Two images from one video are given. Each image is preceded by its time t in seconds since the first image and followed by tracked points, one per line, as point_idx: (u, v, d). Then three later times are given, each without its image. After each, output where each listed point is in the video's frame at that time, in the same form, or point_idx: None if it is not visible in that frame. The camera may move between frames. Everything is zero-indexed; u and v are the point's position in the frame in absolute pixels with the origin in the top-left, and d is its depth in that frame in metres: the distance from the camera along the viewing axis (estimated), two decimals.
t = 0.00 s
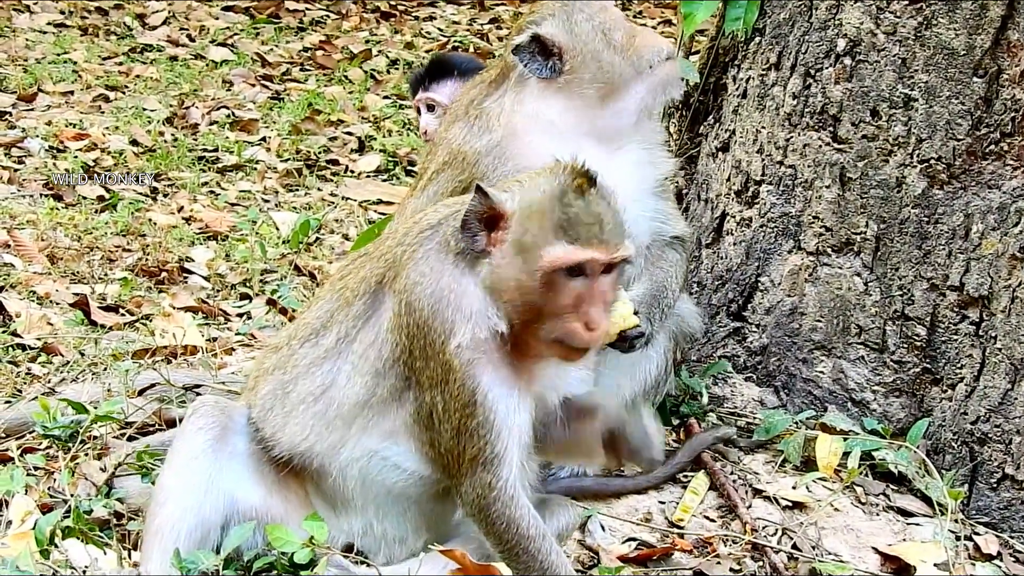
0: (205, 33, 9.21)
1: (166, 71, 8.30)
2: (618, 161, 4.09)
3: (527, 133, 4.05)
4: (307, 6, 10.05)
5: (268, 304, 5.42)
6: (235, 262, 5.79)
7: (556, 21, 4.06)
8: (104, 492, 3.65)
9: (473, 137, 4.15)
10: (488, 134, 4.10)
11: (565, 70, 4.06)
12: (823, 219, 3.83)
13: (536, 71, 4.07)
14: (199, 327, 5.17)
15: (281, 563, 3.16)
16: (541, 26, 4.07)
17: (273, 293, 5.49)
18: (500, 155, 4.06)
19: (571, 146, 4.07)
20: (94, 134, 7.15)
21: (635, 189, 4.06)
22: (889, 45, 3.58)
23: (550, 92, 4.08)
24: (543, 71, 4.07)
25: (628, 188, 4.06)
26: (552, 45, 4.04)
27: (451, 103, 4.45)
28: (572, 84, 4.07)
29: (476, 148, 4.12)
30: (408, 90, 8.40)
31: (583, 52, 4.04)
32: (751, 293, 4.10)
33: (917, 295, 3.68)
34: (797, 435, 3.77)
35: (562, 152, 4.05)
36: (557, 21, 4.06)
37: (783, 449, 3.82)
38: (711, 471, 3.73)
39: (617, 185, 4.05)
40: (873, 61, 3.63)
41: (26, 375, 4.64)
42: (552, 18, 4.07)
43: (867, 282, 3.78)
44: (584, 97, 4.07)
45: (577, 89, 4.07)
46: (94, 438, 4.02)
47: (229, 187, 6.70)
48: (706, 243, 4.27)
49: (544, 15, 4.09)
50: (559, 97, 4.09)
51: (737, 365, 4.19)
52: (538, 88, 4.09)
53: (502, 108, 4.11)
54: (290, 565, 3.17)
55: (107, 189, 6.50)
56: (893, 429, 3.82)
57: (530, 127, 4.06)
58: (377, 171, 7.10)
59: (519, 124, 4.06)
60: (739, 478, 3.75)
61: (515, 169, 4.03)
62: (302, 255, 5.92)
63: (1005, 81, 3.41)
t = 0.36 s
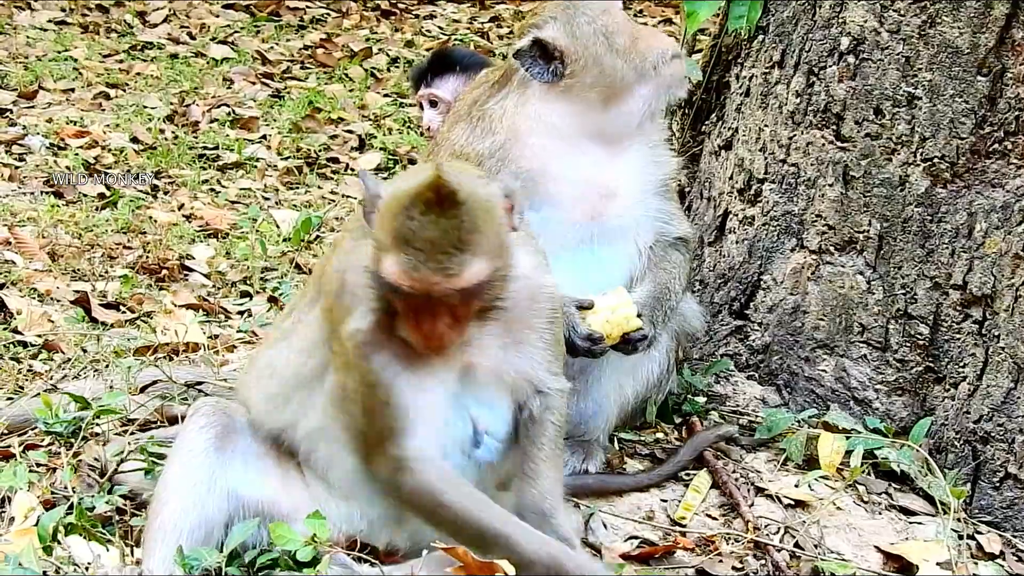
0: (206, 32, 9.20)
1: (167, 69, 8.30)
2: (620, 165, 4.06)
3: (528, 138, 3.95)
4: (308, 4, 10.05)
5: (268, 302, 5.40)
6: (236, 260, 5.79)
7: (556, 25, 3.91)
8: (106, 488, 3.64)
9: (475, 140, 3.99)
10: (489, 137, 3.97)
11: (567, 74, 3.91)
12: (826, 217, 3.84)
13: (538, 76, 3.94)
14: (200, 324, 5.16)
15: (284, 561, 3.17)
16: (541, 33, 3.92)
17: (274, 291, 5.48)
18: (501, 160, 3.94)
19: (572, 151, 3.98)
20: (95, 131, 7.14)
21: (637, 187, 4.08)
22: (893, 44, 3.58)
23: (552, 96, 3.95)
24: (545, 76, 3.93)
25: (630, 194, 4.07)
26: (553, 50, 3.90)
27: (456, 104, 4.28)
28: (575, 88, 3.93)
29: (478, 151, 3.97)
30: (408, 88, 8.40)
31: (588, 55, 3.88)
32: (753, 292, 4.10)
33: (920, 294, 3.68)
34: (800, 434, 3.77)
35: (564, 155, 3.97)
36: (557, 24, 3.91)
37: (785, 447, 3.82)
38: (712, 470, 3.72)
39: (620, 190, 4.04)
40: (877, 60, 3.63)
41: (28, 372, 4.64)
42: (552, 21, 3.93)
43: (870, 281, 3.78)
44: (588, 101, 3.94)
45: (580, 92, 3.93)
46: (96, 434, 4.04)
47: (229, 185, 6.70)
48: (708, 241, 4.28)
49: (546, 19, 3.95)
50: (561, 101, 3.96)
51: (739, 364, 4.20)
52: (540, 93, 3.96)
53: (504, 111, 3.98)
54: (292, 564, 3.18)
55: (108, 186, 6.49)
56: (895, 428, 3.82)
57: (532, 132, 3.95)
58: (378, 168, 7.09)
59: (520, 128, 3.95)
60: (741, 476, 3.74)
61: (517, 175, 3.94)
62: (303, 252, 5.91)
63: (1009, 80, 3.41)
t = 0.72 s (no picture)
0: (211, 28, 9.19)
1: (172, 65, 8.29)
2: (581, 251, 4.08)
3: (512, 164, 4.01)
4: (312, 1, 10.04)
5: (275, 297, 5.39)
6: (241, 255, 5.78)
7: (558, 94, 3.91)
8: (118, 482, 3.64)
9: (468, 139, 4.16)
10: (478, 144, 4.10)
11: (543, 152, 3.92)
12: (837, 212, 3.81)
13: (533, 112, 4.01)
14: (209, 319, 5.15)
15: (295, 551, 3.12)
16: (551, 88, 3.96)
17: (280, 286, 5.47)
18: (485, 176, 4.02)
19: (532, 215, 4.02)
20: (100, 127, 7.13)
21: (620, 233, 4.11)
22: (905, 38, 3.56)
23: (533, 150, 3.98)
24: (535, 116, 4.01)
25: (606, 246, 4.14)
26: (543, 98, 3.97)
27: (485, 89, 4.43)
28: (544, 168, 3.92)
29: (468, 154, 4.11)
30: (413, 85, 8.39)
31: (560, 145, 3.87)
32: (764, 287, 4.08)
33: (932, 290, 3.67)
34: (811, 429, 3.77)
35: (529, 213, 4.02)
36: (558, 92, 3.91)
37: (796, 443, 3.81)
38: (724, 465, 3.71)
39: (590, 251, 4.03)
40: (888, 54, 3.60)
41: (37, 367, 4.63)
42: (562, 91, 3.91)
43: (881, 276, 3.76)
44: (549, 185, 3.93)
45: (545, 179, 3.93)
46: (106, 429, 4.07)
47: (235, 181, 6.69)
48: (719, 236, 4.26)
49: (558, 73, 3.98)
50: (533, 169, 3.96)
51: (749, 359, 4.16)
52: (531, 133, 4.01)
53: (504, 122, 4.12)
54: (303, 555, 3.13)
55: (114, 182, 6.48)
56: (907, 424, 3.80)
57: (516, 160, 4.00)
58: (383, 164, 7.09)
59: (506, 148, 4.04)
60: (752, 472, 3.72)
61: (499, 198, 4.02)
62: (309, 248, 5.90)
63: (1022, 74, 3.40)
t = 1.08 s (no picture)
0: (223, 23, 9.20)
1: (183, 60, 8.29)
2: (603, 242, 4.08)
3: (525, 152, 4.13)
4: None
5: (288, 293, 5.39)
6: (253, 251, 5.78)
7: (576, 85, 3.97)
8: (140, 478, 3.65)
9: (492, 127, 4.30)
10: (498, 132, 4.24)
11: (560, 140, 3.98)
12: (859, 209, 3.79)
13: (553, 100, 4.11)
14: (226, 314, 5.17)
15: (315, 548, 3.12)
16: (571, 79, 4.02)
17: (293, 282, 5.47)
18: (500, 162, 4.15)
19: (550, 204, 4.08)
20: (113, 122, 7.13)
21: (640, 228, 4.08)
22: (927, 35, 3.54)
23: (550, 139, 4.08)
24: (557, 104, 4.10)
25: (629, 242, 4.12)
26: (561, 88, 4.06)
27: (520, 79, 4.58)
28: (561, 157, 3.98)
29: (489, 142, 4.24)
30: (425, 81, 8.37)
31: (575, 134, 3.92)
32: (786, 284, 4.05)
33: (955, 287, 3.65)
34: (833, 428, 3.75)
35: (548, 201, 4.08)
36: (575, 83, 3.98)
37: (818, 441, 3.81)
38: (745, 463, 3.70)
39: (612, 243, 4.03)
40: (911, 51, 3.59)
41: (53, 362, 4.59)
42: (579, 82, 3.96)
43: (904, 273, 3.73)
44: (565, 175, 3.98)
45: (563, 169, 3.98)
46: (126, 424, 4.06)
47: (247, 176, 6.69)
48: (740, 233, 4.24)
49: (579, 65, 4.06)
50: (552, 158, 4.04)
51: (770, 356, 4.13)
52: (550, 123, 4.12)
53: (525, 112, 4.26)
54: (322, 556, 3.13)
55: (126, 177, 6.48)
56: (929, 422, 3.78)
57: (532, 149, 4.12)
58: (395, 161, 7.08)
59: (523, 135, 4.17)
60: (774, 471, 3.71)
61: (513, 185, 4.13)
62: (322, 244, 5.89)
63: None
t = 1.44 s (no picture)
0: (237, 35, 9.27)
1: (198, 72, 8.35)
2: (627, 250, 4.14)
3: (551, 156, 4.18)
4: (338, 8, 10.07)
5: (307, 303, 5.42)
6: (271, 262, 5.83)
7: (600, 94, 4.03)
8: (166, 488, 3.63)
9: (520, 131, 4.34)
10: (525, 135, 4.29)
11: (583, 149, 4.04)
12: (885, 218, 3.79)
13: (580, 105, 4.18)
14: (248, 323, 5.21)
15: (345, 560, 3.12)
16: (596, 87, 4.08)
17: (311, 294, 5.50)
18: (525, 165, 4.19)
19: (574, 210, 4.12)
20: (128, 133, 7.15)
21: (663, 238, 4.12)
22: (952, 44, 3.57)
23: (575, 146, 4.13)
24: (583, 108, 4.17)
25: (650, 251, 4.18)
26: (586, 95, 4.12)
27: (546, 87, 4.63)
28: (585, 165, 4.03)
29: (516, 145, 4.28)
30: (440, 92, 8.40)
31: (599, 144, 3.97)
32: (811, 293, 4.05)
33: (981, 296, 3.66)
34: (860, 436, 3.75)
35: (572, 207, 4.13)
36: (599, 93, 4.04)
37: (845, 450, 3.80)
38: (773, 472, 3.71)
39: (636, 252, 4.07)
40: (935, 60, 3.61)
41: (76, 372, 4.63)
42: (603, 92, 4.04)
43: (929, 282, 3.73)
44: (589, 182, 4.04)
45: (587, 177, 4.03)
46: (151, 434, 4.08)
47: (263, 188, 6.73)
48: (765, 242, 4.26)
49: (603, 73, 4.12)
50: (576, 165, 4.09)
51: (796, 365, 4.13)
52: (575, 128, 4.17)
53: (551, 116, 4.31)
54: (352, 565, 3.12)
55: (143, 188, 6.50)
56: (956, 431, 3.78)
57: (557, 153, 4.17)
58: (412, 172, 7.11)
59: (549, 139, 4.22)
60: (801, 479, 3.72)
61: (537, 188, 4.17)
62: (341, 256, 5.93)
63: None
